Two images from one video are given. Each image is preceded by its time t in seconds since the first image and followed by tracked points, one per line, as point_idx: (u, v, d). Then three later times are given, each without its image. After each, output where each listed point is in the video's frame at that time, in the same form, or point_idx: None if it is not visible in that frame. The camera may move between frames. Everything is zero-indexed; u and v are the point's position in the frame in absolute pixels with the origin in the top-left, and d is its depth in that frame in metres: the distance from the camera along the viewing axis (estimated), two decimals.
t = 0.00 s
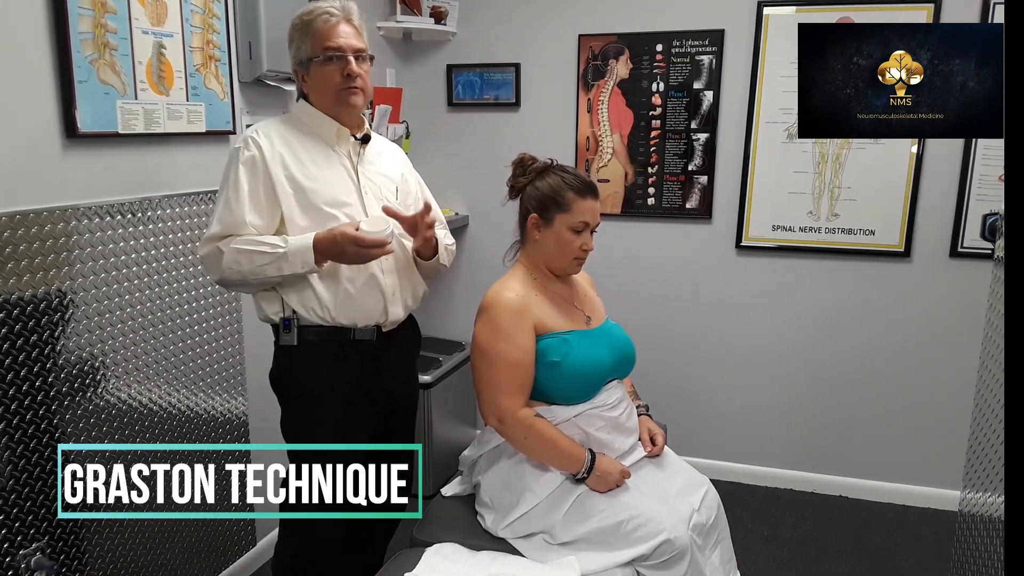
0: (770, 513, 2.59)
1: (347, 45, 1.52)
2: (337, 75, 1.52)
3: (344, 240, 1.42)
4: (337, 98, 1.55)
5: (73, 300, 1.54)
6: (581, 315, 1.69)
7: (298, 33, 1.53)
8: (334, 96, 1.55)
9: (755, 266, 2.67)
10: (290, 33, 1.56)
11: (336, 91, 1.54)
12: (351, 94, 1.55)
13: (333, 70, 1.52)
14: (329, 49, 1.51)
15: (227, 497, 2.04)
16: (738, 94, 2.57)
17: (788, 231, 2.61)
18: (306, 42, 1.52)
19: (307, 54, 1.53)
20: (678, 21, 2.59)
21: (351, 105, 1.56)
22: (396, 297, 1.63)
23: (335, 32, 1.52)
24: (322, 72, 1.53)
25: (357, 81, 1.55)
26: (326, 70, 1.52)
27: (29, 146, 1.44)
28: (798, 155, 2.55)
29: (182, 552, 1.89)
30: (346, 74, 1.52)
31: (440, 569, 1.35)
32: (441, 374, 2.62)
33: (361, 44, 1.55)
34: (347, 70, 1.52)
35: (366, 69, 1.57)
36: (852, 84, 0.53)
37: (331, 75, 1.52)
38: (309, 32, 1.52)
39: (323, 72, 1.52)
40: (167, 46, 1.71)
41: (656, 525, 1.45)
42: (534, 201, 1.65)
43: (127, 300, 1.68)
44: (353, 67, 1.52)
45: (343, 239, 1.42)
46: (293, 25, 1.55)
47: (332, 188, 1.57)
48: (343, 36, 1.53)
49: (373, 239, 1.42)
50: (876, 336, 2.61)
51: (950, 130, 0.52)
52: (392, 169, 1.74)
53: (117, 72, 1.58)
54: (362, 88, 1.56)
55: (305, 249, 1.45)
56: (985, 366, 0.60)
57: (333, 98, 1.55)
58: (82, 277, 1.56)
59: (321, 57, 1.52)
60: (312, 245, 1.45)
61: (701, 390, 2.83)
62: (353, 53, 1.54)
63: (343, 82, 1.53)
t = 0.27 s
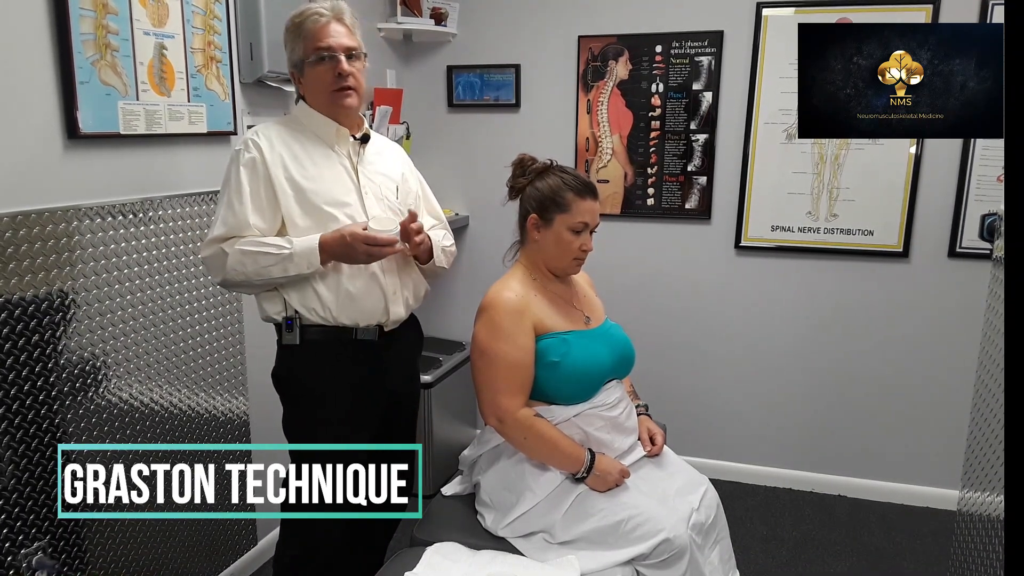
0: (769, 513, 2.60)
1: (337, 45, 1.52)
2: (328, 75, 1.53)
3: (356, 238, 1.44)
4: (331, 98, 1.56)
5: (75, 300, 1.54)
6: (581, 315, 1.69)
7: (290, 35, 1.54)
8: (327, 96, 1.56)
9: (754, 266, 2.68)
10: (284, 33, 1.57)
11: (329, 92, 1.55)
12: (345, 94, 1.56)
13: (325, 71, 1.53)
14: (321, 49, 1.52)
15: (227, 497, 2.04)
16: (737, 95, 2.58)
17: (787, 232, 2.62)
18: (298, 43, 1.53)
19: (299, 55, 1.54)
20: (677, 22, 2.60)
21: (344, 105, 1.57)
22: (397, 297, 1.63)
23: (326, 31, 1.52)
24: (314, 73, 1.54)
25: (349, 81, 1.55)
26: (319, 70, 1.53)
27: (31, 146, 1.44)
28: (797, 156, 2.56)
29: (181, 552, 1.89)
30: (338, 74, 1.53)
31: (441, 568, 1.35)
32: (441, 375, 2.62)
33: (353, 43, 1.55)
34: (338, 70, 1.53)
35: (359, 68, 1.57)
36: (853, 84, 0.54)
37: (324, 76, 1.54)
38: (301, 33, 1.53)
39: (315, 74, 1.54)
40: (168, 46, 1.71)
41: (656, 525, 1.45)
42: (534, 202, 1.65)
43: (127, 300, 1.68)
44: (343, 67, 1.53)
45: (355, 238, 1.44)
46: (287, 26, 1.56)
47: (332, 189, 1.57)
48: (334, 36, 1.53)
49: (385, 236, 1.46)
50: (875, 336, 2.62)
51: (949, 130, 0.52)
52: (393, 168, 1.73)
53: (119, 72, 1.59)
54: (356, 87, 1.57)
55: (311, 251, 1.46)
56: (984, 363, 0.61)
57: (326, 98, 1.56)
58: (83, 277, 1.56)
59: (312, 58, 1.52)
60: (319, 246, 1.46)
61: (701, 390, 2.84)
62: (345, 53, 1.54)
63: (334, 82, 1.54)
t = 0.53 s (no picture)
0: (769, 513, 2.60)
1: (333, 42, 1.52)
2: (325, 73, 1.53)
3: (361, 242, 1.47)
4: (329, 96, 1.56)
5: (74, 300, 1.54)
6: (580, 315, 1.69)
7: (288, 34, 1.55)
8: (324, 94, 1.56)
9: (754, 266, 2.68)
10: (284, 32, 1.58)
11: (326, 90, 1.55)
12: (343, 92, 1.55)
13: (321, 69, 1.53)
14: (318, 47, 1.52)
15: (227, 497, 2.04)
16: (738, 95, 2.58)
17: (787, 232, 2.62)
18: (295, 42, 1.54)
19: (297, 54, 1.54)
20: (677, 21, 2.60)
21: (340, 103, 1.56)
22: (396, 298, 1.62)
23: (321, 29, 1.52)
24: (311, 71, 1.54)
25: (345, 79, 1.55)
26: (316, 68, 1.53)
27: (30, 146, 1.44)
28: (798, 156, 2.56)
29: (181, 552, 1.89)
30: (333, 71, 1.53)
31: (440, 568, 1.35)
32: (441, 375, 2.62)
33: (350, 41, 1.55)
34: (334, 68, 1.52)
35: (356, 65, 1.57)
36: (853, 84, 0.53)
37: (322, 75, 1.54)
38: (297, 32, 1.53)
39: (312, 72, 1.54)
40: (168, 46, 1.71)
41: (656, 525, 1.45)
42: (533, 202, 1.65)
43: (127, 300, 1.68)
44: (340, 64, 1.52)
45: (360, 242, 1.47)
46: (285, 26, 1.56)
47: (329, 191, 1.57)
48: (331, 33, 1.52)
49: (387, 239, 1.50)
50: (876, 336, 2.61)
51: (949, 130, 0.52)
52: (392, 167, 1.73)
53: (118, 72, 1.59)
54: (353, 85, 1.57)
55: (311, 255, 1.47)
56: (984, 365, 0.61)
57: (324, 96, 1.56)
58: (82, 277, 1.56)
59: (309, 56, 1.52)
60: (319, 250, 1.48)
61: (701, 390, 2.84)
62: (341, 50, 1.54)
63: (331, 80, 1.54)
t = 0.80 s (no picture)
0: (769, 513, 2.60)
1: (332, 42, 1.52)
2: (323, 73, 1.53)
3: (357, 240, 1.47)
4: (327, 96, 1.56)
5: (75, 300, 1.54)
6: (580, 315, 1.69)
7: (287, 32, 1.55)
8: (322, 93, 1.56)
9: (754, 266, 2.68)
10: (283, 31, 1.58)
11: (324, 89, 1.55)
12: (341, 92, 1.56)
13: (319, 68, 1.53)
14: (316, 47, 1.52)
15: (227, 498, 2.04)
16: (738, 95, 2.58)
17: (787, 232, 2.62)
18: (294, 41, 1.54)
19: (295, 53, 1.54)
20: (677, 22, 2.60)
21: (339, 102, 1.57)
22: (395, 299, 1.62)
23: (320, 29, 1.52)
24: (309, 70, 1.54)
25: (343, 79, 1.55)
26: (314, 68, 1.53)
27: (30, 146, 1.44)
28: (798, 156, 2.56)
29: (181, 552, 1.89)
30: (332, 71, 1.53)
31: (440, 568, 1.35)
32: (440, 375, 2.62)
33: (349, 40, 1.54)
34: (332, 68, 1.52)
35: (354, 64, 1.57)
36: (853, 84, 0.54)
37: (320, 74, 1.54)
38: (296, 30, 1.53)
39: (311, 71, 1.54)
40: (168, 46, 1.71)
41: (656, 525, 1.45)
42: (533, 202, 1.65)
43: (127, 300, 1.67)
44: (338, 64, 1.52)
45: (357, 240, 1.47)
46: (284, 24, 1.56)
47: (327, 192, 1.57)
48: (330, 33, 1.52)
49: (385, 238, 1.50)
50: (876, 336, 2.61)
51: (949, 129, 0.52)
52: (391, 168, 1.73)
53: (118, 72, 1.58)
54: (351, 84, 1.57)
55: (308, 255, 1.47)
56: (985, 364, 0.61)
57: (323, 95, 1.56)
58: (82, 277, 1.56)
59: (307, 55, 1.53)
60: (317, 250, 1.48)
61: (701, 390, 2.84)
62: (340, 49, 1.53)
63: (329, 79, 1.54)
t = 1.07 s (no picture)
0: (769, 513, 2.60)
1: (331, 44, 1.52)
2: (321, 75, 1.53)
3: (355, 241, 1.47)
4: (325, 97, 1.56)
5: (75, 300, 1.54)
6: (580, 315, 1.69)
7: (286, 33, 1.54)
8: (320, 95, 1.56)
9: (754, 266, 2.68)
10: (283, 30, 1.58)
11: (323, 91, 1.55)
12: (339, 93, 1.56)
13: (318, 70, 1.53)
14: (315, 48, 1.52)
15: (227, 498, 2.04)
16: (738, 95, 2.58)
17: (787, 232, 2.62)
18: (293, 42, 1.53)
19: (294, 53, 1.54)
20: (677, 22, 2.60)
21: (337, 104, 1.57)
22: (393, 300, 1.62)
23: (320, 30, 1.51)
24: (308, 72, 1.54)
25: (342, 81, 1.55)
26: (313, 69, 1.53)
27: (29, 146, 1.44)
28: (798, 156, 2.56)
29: (181, 552, 1.89)
30: (331, 73, 1.53)
31: (440, 568, 1.35)
32: (440, 375, 2.62)
33: (349, 42, 1.54)
34: (331, 70, 1.53)
35: (353, 66, 1.57)
36: (853, 84, 0.53)
37: (318, 75, 1.54)
38: (295, 30, 1.52)
39: (309, 72, 1.54)
40: (168, 46, 1.71)
41: (656, 525, 1.45)
42: (533, 201, 1.65)
43: (127, 300, 1.67)
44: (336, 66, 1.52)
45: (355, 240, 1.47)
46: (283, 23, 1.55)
47: (326, 192, 1.57)
48: (329, 35, 1.52)
49: (383, 239, 1.49)
50: (876, 336, 2.61)
51: (949, 130, 0.52)
52: (390, 168, 1.73)
53: (118, 72, 1.58)
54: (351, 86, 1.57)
55: (306, 255, 1.47)
56: (985, 364, 0.61)
57: (322, 97, 1.56)
58: (82, 277, 1.56)
59: (306, 56, 1.53)
60: (314, 250, 1.48)
61: (701, 390, 2.84)
62: (339, 51, 1.54)
63: (327, 81, 1.54)
